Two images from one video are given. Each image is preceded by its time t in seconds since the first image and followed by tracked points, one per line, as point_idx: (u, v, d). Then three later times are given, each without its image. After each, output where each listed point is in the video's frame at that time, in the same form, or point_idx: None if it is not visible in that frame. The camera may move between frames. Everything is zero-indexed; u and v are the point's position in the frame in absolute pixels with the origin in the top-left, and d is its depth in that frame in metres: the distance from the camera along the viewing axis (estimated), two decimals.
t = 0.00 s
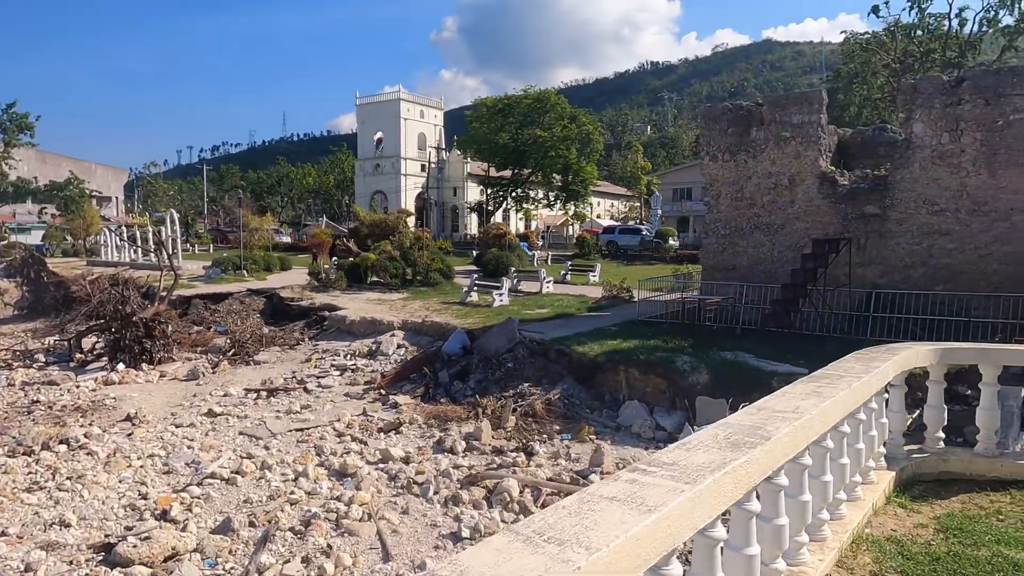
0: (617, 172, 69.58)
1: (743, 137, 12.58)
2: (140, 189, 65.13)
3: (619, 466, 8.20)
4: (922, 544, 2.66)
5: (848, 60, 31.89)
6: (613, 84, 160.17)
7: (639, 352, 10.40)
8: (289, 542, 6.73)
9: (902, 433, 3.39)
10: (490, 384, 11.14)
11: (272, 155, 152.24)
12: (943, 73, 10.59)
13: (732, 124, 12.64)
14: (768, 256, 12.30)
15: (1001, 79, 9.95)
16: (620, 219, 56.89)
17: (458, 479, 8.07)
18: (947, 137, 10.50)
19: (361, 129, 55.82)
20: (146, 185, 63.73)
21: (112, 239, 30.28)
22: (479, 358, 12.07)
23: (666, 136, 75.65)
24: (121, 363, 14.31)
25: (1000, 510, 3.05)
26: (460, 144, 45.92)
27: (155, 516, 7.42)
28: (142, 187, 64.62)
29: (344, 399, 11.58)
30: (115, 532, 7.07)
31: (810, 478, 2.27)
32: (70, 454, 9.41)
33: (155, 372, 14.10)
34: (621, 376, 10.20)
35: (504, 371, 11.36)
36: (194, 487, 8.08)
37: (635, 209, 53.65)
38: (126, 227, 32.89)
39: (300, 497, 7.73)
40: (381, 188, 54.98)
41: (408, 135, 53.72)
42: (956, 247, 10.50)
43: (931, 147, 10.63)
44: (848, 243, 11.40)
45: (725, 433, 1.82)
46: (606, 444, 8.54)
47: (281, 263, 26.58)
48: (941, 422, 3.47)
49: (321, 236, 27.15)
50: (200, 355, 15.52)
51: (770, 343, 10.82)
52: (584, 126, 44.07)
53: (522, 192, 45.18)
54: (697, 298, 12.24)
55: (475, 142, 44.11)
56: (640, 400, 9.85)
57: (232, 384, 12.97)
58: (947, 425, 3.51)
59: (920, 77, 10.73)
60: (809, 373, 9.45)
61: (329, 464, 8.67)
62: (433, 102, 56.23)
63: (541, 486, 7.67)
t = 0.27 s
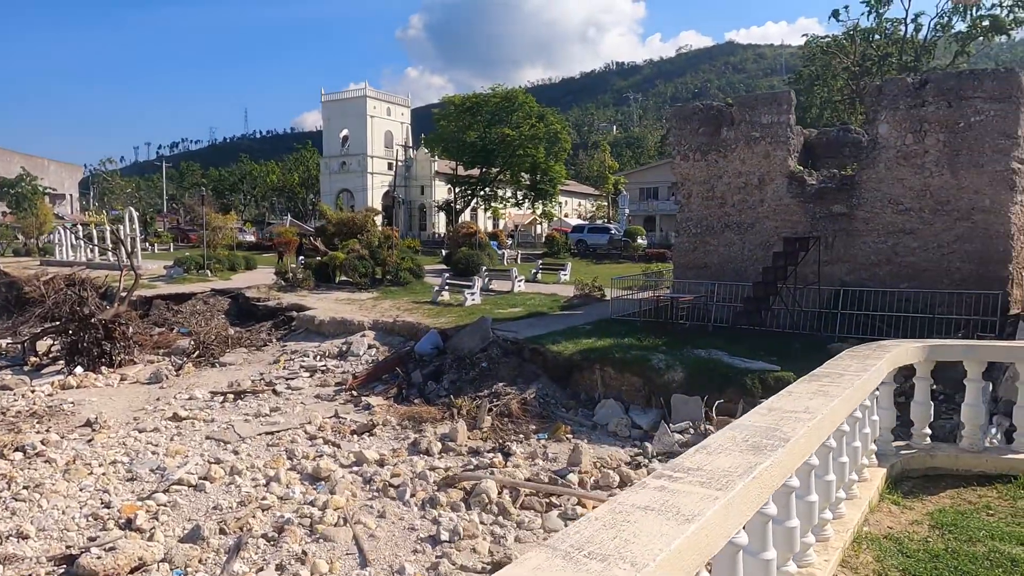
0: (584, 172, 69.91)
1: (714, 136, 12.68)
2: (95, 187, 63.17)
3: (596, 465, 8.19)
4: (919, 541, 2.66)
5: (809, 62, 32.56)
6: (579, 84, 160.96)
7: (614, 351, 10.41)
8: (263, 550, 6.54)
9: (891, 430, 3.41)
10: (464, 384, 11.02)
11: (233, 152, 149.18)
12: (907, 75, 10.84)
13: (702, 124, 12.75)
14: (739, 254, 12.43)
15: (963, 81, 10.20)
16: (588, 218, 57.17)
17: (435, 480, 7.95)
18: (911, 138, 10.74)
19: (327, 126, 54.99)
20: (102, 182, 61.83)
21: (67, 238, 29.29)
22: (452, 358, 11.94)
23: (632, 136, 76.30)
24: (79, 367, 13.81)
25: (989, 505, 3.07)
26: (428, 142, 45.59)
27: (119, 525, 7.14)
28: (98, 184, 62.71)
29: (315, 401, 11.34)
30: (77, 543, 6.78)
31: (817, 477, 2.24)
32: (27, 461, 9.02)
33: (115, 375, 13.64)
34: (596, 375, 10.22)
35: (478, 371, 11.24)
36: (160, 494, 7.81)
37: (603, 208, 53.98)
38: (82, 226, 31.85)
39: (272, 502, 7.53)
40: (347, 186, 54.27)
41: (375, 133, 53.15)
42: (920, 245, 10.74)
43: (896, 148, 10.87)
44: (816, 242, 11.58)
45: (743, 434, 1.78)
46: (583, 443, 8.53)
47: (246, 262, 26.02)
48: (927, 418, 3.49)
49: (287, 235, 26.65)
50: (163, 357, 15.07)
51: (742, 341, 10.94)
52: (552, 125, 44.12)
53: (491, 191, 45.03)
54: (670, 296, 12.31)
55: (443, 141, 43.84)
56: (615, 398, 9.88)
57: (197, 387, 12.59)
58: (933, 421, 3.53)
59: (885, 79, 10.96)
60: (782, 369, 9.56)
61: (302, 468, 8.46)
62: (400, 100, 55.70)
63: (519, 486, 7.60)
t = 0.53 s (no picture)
0: (564, 170, 70.02)
1: (698, 134, 12.71)
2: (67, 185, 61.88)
3: (586, 463, 8.17)
4: (930, 536, 2.65)
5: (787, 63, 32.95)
6: (558, 83, 161.21)
7: (602, 349, 10.39)
8: (250, 554, 6.41)
9: (892, 425, 3.41)
10: (451, 383, 10.93)
11: (209, 149, 147.10)
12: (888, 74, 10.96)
13: (687, 122, 12.78)
14: (723, 252, 12.49)
15: (943, 81, 10.33)
16: (568, 216, 57.23)
17: (425, 481, 7.86)
18: (893, 136, 10.85)
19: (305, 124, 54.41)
20: (74, 181, 60.59)
21: (39, 237, 28.63)
22: (438, 357, 11.84)
23: (612, 134, 76.61)
24: (54, 369, 13.48)
25: (993, 498, 3.08)
26: (408, 141, 45.31)
27: (100, 531, 6.95)
28: (70, 182, 61.41)
29: (299, 401, 11.17)
30: (57, 550, 6.59)
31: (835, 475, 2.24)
32: (2, 467, 8.76)
33: (92, 377, 13.33)
34: (584, 373, 10.21)
35: (465, 370, 11.16)
36: (142, 499, 7.63)
37: (583, 206, 54.14)
38: (54, 224, 31.15)
39: (258, 505, 7.38)
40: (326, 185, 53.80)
41: (354, 131, 52.71)
42: (902, 242, 10.87)
43: (878, 146, 10.98)
44: (801, 239, 11.66)
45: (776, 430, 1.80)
46: (573, 441, 8.49)
47: (224, 261, 25.64)
48: (928, 411, 3.49)
49: (267, 233, 26.31)
50: (141, 358, 14.77)
51: (728, 338, 10.99)
52: (533, 123, 44.05)
53: (471, 189, 44.85)
54: (657, 294, 12.33)
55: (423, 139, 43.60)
56: (604, 396, 9.88)
57: (177, 388, 12.34)
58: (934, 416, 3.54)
59: (867, 78, 11.06)
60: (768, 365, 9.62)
61: (288, 470, 8.33)
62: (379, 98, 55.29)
63: (510, 485, 7.54)
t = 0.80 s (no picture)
0: (557, 166, 69.94)
1: (695, 129, 12.68)
2: (54, 181, 61.26)
3: (587, 459, 8.15)
4: (950, 533, 2.64)
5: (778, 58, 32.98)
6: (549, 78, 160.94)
7: (600, 344, 10.37)
8: (251, 553, 6.35)
9: (905, 420, 3.39)
10: (448, 379, 10.88)
11: (198, 144, 145.93)
12: (885, 69, 10.96)
13: (684, 116, 12.74)
14: (720, 247, 12.49)
15: (940, 75, 10.35)
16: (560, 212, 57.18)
17: (425, 478, 7.82)
18: (889, 131, 10.87)
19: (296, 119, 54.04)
20: (61, 176, 60.02)
21: (27, 234, 28.32)
22: (435, 353, 11.79)
23: (604, 130, 76.56)
24: (45, 367, 13.32)
25: (1007, 494, 3.09)
26: (400, 136, 45.07)
27: (97, 531, 6.87)
28: (58, 178, 60.81)
29: (295, 399, 11.09)
30: (53, 551, 6.50)
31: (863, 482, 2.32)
32: None
33: (84, 375, 13.19)
34: (583, 368, 10.19)
35: (462, 367, 11.10)
36: (138, 498, 7.54)
37: (576, 202, 54.09)
38: (42, 221, 30.82)
39: (257, 504, 7.32)
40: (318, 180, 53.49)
41: (346, 126, 52.41)
42: (898, 237, 10.90)
43: (875, 141, 11.00)
44: (798, 234, 11.67)
45: (818, 432, 2.08)
46: (573, 437, 8.47)
47: (216, 257, 25.45)
48: (940, 407, 3.49)
49: (258, 229, 26.10)
50: (133, 356, 14.64)
51: (726, 333, 10.98)
52: (525, 118, 43.91)
53: (463, 184, 44.66)
54: (654, 289, 12.30)
55: (415, 134, 43.38)
56: (603, 391, 9.87)
57: (171, 386, 12.22)
58: (946, 410, 3.54)
59: (864, 72, 11.06)
60: (767, 360, 9.61)
61: (286, 468, 8.26)
62: (371, 93, 54.95)
63: (510, 481, 7.49)
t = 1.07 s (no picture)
0: (559, 159, 69.73)
1: (702, 122, 12.59)
2: (57, 175, 61.28)
3: (595, 453, 8.11)
4: (980, 531, 2.61)
5: (782, 50, 32.75)
6: (552, 71, 160.42)
7: (608, 338, 10.32)
8: (259, 548, 6.33)
9: (929, 417, 3.34)
10: (455, 374, 10.84)
11: (200, 139, 145.83)
12: (894, 60, 10.86)
13: (691, 109, 12.64)
14: (726, 241, 12.43)
15: (950, 66, 10.25)
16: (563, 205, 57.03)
17: (433, 473, 7.79)
18: (899, 123, 10.78)
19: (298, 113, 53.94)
20: (64, 171, 60.03)
21: (30, 228, 28.31)
22: (441, 347, 11.75)
23: (606, 123, 76.31)
24: (50, 361, 13.31)
25: None
26: (402, 129, 44.94)
27: (106, 526, 6.85)
28: (60, 172, 60.81)
29: (301, 393, 11.07)
30: (62, 546, 6.48)
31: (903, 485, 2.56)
32: (2, 461, 8.63)
33: (89, 370, 13.17)
34: (590, 363, 10.15)
35: (468, 361, 11.05)
36: (146, 493, 7.52)
37: (579, 195, 53.93)
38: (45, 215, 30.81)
39: (265, 499, 7.30)
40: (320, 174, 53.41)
41: (348, 120, 52.27)
42: (907, 230, 10.82)
43: (884, 133, 10.91)
44: (806, 227, 11.60)
45: (859, 435, 2.27)
46: (581, 431, 8.43)
47: (220, 251, 25.41)
48: (963, 403, 3.45)
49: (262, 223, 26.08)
50: (138, 351, 14.62)
51: (734, 327, 10.93)
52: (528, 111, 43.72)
53: (466, 178, 44.52)
54: (661, 283, 12.24)
55: (417, 127, 43.23)
56: (610, 386, 9.83)
57: (177, 380, 12.20)
58: (968, 406, 3.49)
59: (873, 63, 10.95)
60: (776, 354, 9.56)
61: (294, 463, 8.23)
62: (373, 86, 54.77)
63: (519, 476, 7.46)
